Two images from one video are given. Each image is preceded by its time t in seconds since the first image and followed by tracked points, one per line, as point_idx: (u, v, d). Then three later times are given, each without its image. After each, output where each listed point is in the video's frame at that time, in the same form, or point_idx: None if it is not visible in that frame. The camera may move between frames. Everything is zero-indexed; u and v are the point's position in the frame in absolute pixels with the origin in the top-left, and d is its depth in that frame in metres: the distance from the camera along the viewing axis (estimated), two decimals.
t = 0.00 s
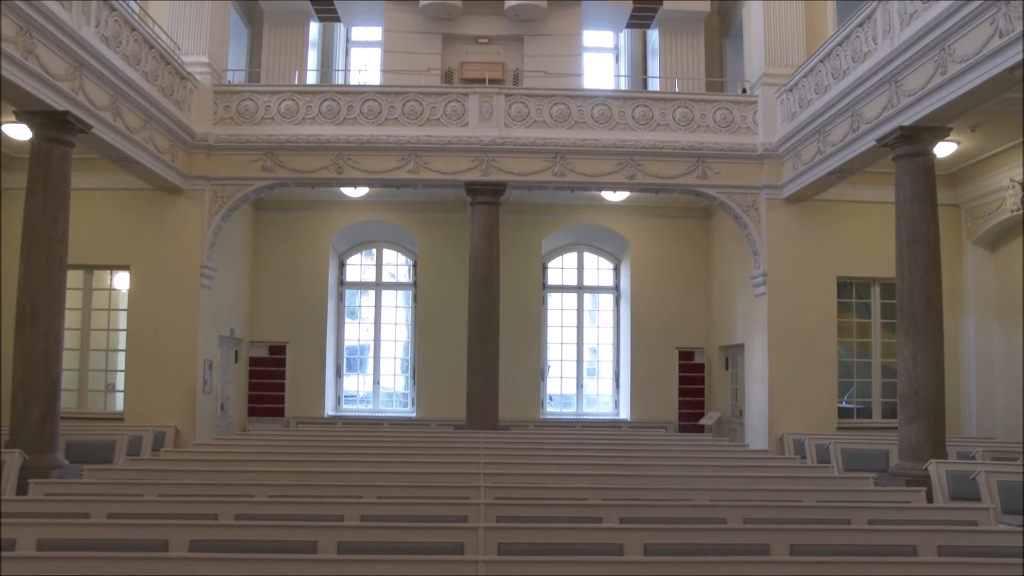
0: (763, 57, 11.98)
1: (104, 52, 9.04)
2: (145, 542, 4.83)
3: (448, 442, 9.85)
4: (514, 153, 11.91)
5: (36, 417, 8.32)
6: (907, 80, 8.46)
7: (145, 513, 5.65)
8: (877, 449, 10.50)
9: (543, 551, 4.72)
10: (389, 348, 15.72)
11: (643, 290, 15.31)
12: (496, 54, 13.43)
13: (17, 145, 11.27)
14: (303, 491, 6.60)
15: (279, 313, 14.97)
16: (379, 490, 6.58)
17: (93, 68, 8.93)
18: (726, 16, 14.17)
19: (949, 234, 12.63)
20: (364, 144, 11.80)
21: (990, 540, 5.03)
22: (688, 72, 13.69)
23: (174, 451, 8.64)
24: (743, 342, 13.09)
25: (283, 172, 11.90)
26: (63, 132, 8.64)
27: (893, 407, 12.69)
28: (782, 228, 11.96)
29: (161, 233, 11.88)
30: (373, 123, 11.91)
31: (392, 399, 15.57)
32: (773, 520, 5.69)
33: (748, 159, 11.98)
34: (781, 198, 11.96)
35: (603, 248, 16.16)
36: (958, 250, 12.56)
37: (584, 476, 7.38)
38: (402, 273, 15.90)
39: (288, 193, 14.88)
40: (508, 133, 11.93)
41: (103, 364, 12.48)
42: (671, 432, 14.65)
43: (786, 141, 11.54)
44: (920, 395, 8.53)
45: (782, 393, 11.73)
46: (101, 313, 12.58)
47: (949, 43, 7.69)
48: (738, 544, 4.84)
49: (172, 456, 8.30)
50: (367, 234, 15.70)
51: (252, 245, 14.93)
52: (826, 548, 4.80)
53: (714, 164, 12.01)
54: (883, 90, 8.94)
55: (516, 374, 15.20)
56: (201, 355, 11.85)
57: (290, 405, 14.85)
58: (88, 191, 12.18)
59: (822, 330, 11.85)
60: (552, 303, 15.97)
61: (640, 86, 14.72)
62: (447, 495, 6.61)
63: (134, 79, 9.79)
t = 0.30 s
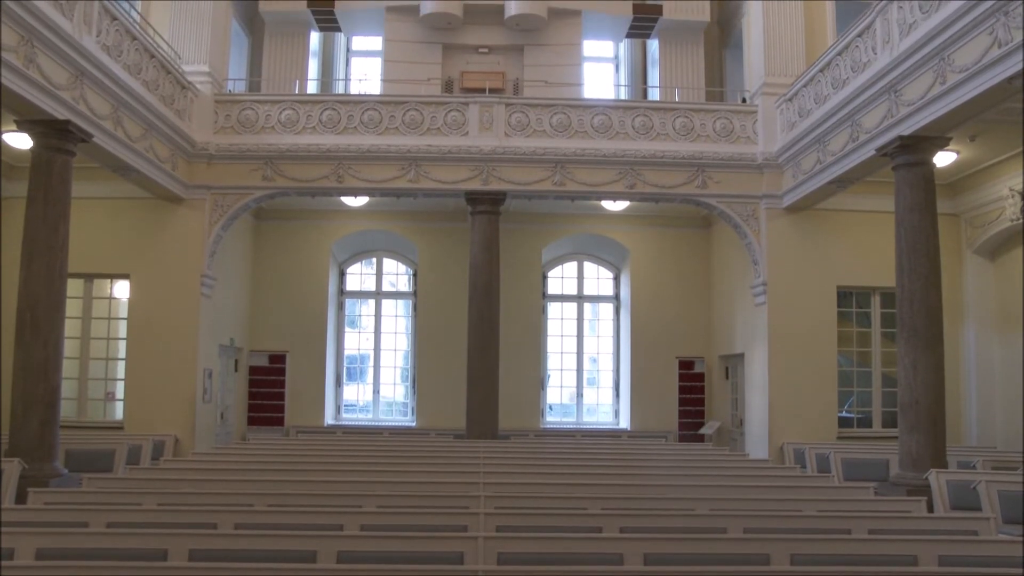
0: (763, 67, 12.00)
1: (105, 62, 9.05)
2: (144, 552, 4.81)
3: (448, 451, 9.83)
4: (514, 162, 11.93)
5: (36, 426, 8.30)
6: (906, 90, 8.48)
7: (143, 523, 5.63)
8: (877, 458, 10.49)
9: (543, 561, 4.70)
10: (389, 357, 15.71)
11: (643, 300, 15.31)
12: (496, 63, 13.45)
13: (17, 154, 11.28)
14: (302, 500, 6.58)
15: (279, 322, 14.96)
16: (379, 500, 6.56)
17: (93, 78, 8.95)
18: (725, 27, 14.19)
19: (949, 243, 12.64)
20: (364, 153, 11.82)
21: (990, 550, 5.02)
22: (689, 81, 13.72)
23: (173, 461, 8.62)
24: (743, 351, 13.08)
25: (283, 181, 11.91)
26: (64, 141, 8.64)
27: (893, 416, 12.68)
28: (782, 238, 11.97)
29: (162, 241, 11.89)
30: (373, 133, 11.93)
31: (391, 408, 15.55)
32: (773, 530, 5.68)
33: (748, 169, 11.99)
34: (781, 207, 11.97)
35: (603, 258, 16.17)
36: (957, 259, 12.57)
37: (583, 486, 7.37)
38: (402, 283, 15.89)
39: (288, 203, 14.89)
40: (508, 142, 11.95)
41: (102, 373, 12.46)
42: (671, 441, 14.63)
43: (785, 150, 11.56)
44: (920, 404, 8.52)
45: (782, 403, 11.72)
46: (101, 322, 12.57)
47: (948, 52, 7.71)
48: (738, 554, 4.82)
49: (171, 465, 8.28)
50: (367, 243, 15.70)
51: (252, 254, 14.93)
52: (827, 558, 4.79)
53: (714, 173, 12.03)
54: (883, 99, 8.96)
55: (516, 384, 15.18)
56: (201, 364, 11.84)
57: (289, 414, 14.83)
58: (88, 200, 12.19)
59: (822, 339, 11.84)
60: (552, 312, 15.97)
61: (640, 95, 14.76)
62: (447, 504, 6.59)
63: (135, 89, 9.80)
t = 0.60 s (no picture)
0: (763, 76, 12.03)
1: (106, 70, 9.07)
2: (142, 561, 4.79)
3: (448, 460, 9.81)
4: (514, 172, 11.95)
5: (35, 435, 8.29)
6: (906, 99, 8.50)
7: (142, 531, 5.61)
8: (877, 467, 10.48)
9: (543, 571, 4.68)
10: (388, 366, 15.69)
11: (643, 309, 15.31)
12: (496, 72, 13.48)
13: (17, 162, 11.30)
14: (302, 509, 6.56)
15: (279, 331, 14.95)
16: (378, 509, 6.54)
17: (94, 86, 8.96)
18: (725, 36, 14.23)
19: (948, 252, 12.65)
20: (364, 162, 11.84)
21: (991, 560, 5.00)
22: (689, 90, 13.75)
23: (173, 469, 8.61)
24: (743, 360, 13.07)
25: (283, 190, 11.93)
26: (64, 150, 8.64)
27: (893, 425, 12.67)
28: (782, 247, 11.99)
29: (162, 250, 11.89)
30: (373, 142, 11.95)
31: (391, 417, 15.53)
32: (773, 540, 5.66)
33: (748, 178, 12.01)
34: (781, 217, 11.99)
35: (603, 267, 16.17)
36: (957, 268, 12.58)
37: (584, 495, 7.35)
38: (402, 291, 15.89)
39: (288, 211, 14.90)
40: (508, 151, 11.97)
41: (102, 381, 12.45)
42: (671, 450, 14.61)
43: (785, 159, 11.58)
44: (921, 413, 8.51)
45: (783, 412, 11.71)
46: (101, 331, 12.56)
47: (947, 62, 7.74)
48: (738, 564, 4.81)
49: (171, 473, 8.26)
50: (367, 252, 15.70)
51: (252, 262, 14.93)
52: (826, 568, 4.77)
53: (714, 182, 12.05)
54: (882, 109, 8.99)
55: (515, 392, 15.17)
56: (200, 373, 11.83)
57: (289, 423, 14.81)
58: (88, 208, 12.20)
59: (822, 348, 11.84)
60: (552, 321, 15.96)
61: (640, 105, 14.80)
62: (447, 513, 6.57)
63: (135, 97, 9.82)
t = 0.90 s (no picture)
0: (763, 85, 12.06)
1: (107, 78, 9.07)
2: (141, 568, 4.78)
3: (448, 468, 9.79)
4: (514, 180, 11.97)
5: (34, 442, 8.28)
6: (905, 108, 8.52)
7: (141, 539, 5.59)
8: (877, 475, 10.47)
9: None
10: (388, 374, 15.68)
11: (643, 317, 15.31)
12: (496, 81, 13.50)
13: (18, 170, 11.31)
14: (301, 517, 6.54)
15: (279, 338, 14.94)
16: (378, 517, 6.52)
17: (94, 94, 8.97)
18: (725, 45, 14.27)
19: (948, 260, 12.66)
20: (364, 170, 11.85)
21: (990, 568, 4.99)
22: (689, 98, 13.79)
23: (173, 476, 8.59)
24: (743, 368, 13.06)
25: (283, 198, 11.94)
26: (65, 157, 8.65)
27: (894, 434, 12.66)
28: (782, 255, 12.00)
29: (161, 257, 11.88)
30: (373, 149, 11.97)
31: (391, 425, 15.51)
32: (773, 548, 5.65)
33: (748, 186, 12.03)
34: (780, 225, 12.00)
35: (603, 275, 16.17)
36: (957, 276, 12.59)
37: (584, 503, 7.34)
38: (402, 299, 15.88)
39: (288, 219, 14.90)
40: (508, 159, 11.98)
41: (102, 389, 12.44)
42: (670, 459, 14.60)
43: (785, 167, 11.60)
44: (921, 421, 8.51)
45: (783, 420, 11.70)
46: (101, 338, 12.55)
47: (946, 70, 7.77)
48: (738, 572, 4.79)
49: (170, 481, 8.25)
50: (367, 260, 15.70)
51: (252, 270, 14.92)
52: None
53: (714, 191, 12.07)
54: (882, 117, 9.01)
55: (515, 400, 15.16)
56: (200, 380, 11.82)
57: (288, 431, 14.79)
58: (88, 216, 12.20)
59: (822, 356, 11.84)
60: (552, 329, 15.96)
61: (640, 113, 14.84)
62: (447, 521, 6.56)
63: (136, 105, 9.84)
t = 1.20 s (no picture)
0: (763, 93, 12.08)
1: (107, 86, 9.09)
2: None
3: (448, 477, 9.77)
4: (514, 188, 11.98)
5: (33, 450, 8.27)
6: (905, 116, 8.54)
7: (140, 547, 5.57)
8: (877, 484, 10.46)
9: None
10: (388, 382, 15.66)
11: (643, 325, 15.30)
12: (496, 90, 13.53)
13: (18, 177, 11.32)
14: (301, 525, 6.53)
15: (278, 346, 14.92)
16: (377, 525, 6.51)
17: (95, 102, 8.99)
18: (725, 54, 14.30)
19: (948, 269, 12.68)
20: (364, 178, 11.87)
21: None
22: (689, 107, 13.82)
23: (172, 484, 8.57)
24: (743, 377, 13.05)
25: (283, 206, 11.95)
26: (65, 165, 8.66)
27: (894, 442, 12.65)
28: (782, 263, 12.01)
29: (161, 265, 11.88)
30: (373, 158, 11.98)
31: (390, 434, 15.49)
32: (773, 557, 5.63)
33: (748, 194, 12.04)
34: (780, 233, 12.02)
35: (603, 283, 16.17)
36: (956, 284, 12.60)
37: (583, 512, 7.32)
38: (401, 307, 15.88)
39: (288, 227, 14.90)
40: (508, 168, 12.00)
41: (101, 397, 12.43)
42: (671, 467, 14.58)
43: (785, 176, 11.62)
44: (921, 429, 8.50)
45: (783, 428, 11.69)
46: (100, 346, 12.54)
47: (945, 79, 7.79)
48: None
49: (170, 489, 8.24)
50: (367, 268, 15.70)
51: (252, 278, 14.92)
52: None
53: (713, 199, 12.09)
54: (881, 125, 9.03)
55: (515, 409, 15.14)
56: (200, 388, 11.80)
57: (288, 439, 14.77)
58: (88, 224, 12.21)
59: (822, 364, 11.84)
60: (552, 337, 15.95)
61: (640, 121, 14.86)
62: (446, 530, 6.54)
63: (137, 113, 9.85)
